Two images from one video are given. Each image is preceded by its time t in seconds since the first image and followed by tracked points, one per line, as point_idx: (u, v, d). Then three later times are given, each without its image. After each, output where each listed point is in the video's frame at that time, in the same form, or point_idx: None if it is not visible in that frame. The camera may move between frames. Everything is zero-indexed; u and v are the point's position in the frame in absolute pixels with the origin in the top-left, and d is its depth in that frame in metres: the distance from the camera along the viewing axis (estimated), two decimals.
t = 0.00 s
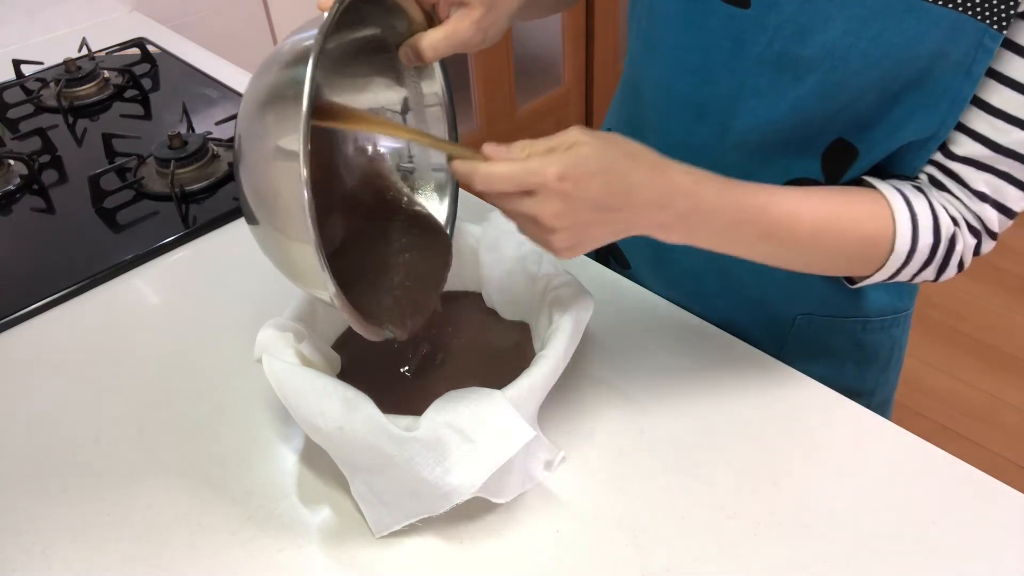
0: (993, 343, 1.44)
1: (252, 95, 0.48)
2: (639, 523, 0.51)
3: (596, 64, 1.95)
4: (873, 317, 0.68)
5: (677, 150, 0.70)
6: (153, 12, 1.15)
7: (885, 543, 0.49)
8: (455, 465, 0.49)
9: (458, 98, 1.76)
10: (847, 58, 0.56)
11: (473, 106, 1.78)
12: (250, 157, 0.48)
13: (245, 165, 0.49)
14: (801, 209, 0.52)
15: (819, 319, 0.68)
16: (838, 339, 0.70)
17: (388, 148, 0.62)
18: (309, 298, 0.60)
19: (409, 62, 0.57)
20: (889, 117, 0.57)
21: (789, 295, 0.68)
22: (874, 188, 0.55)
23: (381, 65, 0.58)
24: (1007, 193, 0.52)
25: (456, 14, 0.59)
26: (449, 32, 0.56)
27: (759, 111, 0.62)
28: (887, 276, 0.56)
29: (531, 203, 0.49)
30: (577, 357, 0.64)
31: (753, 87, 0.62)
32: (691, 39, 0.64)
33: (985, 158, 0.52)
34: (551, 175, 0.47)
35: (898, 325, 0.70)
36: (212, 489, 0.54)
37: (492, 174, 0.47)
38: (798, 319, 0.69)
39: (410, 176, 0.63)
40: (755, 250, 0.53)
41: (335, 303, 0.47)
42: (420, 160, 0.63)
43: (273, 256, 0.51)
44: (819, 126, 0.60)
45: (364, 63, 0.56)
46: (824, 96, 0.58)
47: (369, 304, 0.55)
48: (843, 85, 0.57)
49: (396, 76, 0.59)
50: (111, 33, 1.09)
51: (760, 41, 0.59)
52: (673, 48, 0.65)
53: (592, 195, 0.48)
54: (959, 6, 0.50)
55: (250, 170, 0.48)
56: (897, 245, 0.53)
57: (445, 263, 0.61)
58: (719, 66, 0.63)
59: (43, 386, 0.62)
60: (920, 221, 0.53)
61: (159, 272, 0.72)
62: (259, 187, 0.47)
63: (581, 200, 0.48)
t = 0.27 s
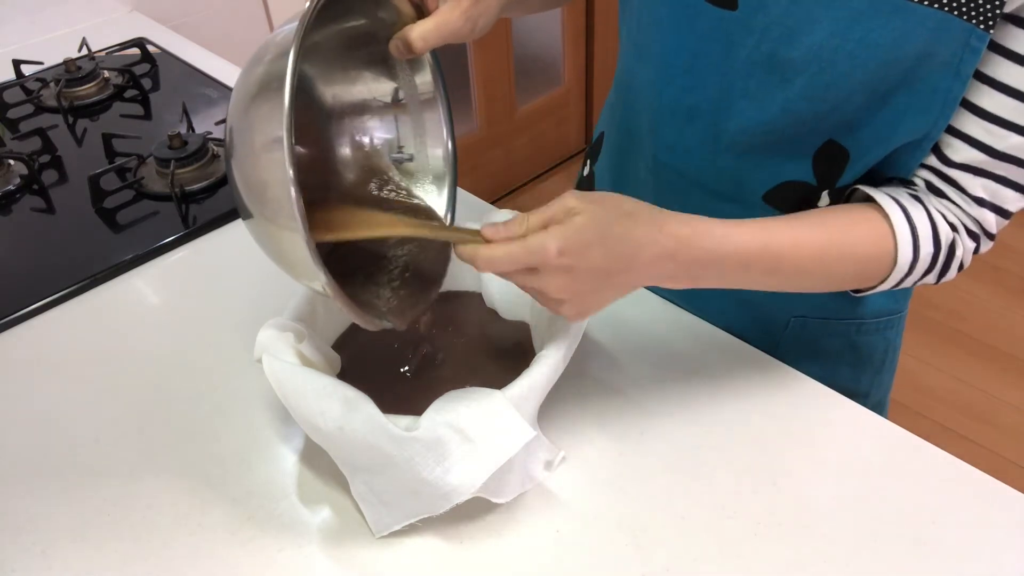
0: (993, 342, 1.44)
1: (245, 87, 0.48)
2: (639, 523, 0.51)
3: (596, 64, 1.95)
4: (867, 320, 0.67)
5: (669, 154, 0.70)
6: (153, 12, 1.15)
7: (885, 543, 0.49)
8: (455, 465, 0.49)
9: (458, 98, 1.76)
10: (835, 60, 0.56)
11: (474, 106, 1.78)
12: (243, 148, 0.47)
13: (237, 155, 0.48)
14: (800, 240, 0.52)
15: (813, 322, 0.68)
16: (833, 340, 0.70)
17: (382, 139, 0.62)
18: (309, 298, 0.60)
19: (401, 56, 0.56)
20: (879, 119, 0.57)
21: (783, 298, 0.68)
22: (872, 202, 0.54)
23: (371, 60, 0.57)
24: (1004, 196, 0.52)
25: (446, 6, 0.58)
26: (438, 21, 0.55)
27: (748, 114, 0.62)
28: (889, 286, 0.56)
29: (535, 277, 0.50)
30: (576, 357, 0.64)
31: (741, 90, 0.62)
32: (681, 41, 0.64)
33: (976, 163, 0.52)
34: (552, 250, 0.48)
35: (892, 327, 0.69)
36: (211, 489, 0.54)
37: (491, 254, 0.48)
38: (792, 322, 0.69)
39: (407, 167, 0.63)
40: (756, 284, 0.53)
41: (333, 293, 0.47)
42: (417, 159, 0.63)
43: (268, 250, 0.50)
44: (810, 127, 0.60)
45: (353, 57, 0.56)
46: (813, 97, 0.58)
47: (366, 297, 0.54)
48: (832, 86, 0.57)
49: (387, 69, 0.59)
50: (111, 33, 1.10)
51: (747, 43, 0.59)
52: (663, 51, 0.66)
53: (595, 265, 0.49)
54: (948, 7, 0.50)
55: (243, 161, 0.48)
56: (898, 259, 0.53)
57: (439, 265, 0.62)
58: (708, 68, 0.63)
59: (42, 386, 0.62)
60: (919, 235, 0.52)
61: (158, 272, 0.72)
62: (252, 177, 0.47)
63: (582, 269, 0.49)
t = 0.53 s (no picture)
0: (993, 342, 1.44)
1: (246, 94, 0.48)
2: (639, 523, 0.51)
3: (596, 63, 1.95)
4: (862, 320, 0.68)
5: (659, 157, 0.70)
6: (153, 12, 1.15)
7: (884, 543, 0.49)
8: (455, 465, 0.49)
9: (458, 98, 1.76)
10: (822, 61, 0.56)
11: (473, 106, 1.78)
12: (245, 158, 0.47)
13: (238, 164, 0.48)
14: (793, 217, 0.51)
15: (809, 325, 0.68)
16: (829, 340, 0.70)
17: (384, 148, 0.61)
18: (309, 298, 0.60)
19: (395, 66, 0.56)
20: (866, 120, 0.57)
21: (779, 301, 0.68)
22: (862, 192, 0.55)
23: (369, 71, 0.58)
24: (990, 195, 0.53)
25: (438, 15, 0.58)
26: (431, 31, 0.55)
27: (738, 117, 0.62)
28: (875, 278, 0.56)
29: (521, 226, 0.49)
30: (576, 357, 0.64)
31: (729, 92, 0.62)
32: (668, 45, 0.64)
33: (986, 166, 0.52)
34: (540, 199, 0.46)
35: (888, 327, 0.69)
36: (212, 489, 0.54)
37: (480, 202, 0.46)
38: (788, 325, 0.69)
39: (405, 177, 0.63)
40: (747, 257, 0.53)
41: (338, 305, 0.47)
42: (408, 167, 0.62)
43: (268, 260, 0.50)
44: (800, 128, 0.60)
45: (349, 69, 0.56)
46: (802, 99, 0.58)
47: (369, 306, 0.55)
48: (820, 88, 0.57)
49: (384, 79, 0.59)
50: (111, 32, 1.09)
51: (735, 46, 0.59)
52: (651, 54, 0.66)
53: (583, 217, 0.47)
54: (933, 8, 0.50)
55: (244, 170, 0.47)
56: (884, 248, 0.53)
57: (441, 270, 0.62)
58: (697, 71, 0.63)
59: (43, 386, 0.62)
60: (906, 227, 0.53)
61: (158, 272, 0.72)
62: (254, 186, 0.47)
63: (571, 220, 0.48)
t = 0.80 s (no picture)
0: (992, 342, 1.44)
1: (236, 92, 0.48)
2: (639, 522, 0.51)
3: (596, 64, 1.95)
4: (861, 320, 0.68)
5: (657, 159, 0.70)
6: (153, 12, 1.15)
7: (885, 543, 0.49)
8: (455, 465, 0.49)
9: (458, 97, 1.76)
10: (819, 62, 0.56)
11: (473, 106, 1.78)
12: (235, 156, 0.47)
13: (229, 163, 0.48)
14: (809, 230, 0.50)
15: (808, 324, 0.69)
16: (827, 339, 0.70)
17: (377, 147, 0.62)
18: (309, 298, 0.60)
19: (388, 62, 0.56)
20: (863, 119, 0.57)
21: (777, 301, 0.68)
22: (876, 195, 0.54)
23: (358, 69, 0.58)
24: (1005, 191, 0.52)
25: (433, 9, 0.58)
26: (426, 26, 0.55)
27: (736, 119, 0.62)
28: (894, 278, 0.55)
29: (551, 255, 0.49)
30: (576, 357, 0.64)
31: (726, 93, 0.62)
32: (664, 46, 0.64)
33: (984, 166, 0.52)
34: (565, 228, 0.47)
35: (888, 327, 0.69)
36: (212, 489, 0.54)
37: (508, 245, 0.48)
38: (787, 325, 0.70)
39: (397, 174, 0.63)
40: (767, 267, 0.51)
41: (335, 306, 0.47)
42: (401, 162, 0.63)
43: (261, 260, 0.50)
44: (796, 127, 0.60)
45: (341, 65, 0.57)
46: (799, 99, 0.58)
47: (361, 304, 0.55)
48: (817, 88, 0.57)
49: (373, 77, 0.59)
50: (111, 32, 1.09)
51: (731, 47, 0.59)
52: (646, 56, 0.66)
53: (602, 241, 0.48)
54: (930, 7, 0.50)
55: (235, 170, 0.47)
56: (903, 252, 0.52)
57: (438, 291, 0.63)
58: (694, 72, 0.63)
59: (43, 386, 0.62)
60: (924, 229, 0.52)
61: (158, 272, 0.72)
62: (245, 184, 0.47)
63: (595, 245, 0.48)
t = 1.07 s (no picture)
0: (992, 342, 1.44)
1: (260, 97, 0.49)
2: (639, 522, 0.51)
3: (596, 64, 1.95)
4: (862, 321, 0.68)
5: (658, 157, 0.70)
6: (153, 12, 1.15)
7: (886, 543, 0.49)
8: (455, 465, 0.49)
9: (458, 98, 1.76)
10: (822, 62, 0.56)
11: (473, 106, 1.77)
12: (256, 162, 0.48)
13: (250, 167, 0.49)
14: (811, 193, 0.52)
15: (809, 324, 0.69)
16: (828, 340, 0.70)
17: (388, 153, 0.63)
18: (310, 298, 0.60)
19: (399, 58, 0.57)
20: (866, 119, 0.57)
21: (778, 301, 0.68)
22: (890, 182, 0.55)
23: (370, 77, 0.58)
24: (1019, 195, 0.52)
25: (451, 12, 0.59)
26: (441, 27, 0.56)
27: (738, 118, 0.63)
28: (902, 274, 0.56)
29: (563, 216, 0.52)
30: (577, 357, 0.64)
31: (728, 92, 0.62)
32: (666, 46, 0.64)
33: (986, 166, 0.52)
34: (573, 181, 0.50)
35: (889, 329, 0.69)
36: (211, 489, 0.54)
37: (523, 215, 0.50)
38: (788, 325, 0.69)
39: (401, 180, 0.64)
40: (768, 234, 0.53)
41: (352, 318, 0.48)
42: (404, 167, 0.64)
43: (276, 263, 0.51)
44: (798, 127, 0.60)
45: (356, 76, 0.57)
46: (801, 99, 0.58)
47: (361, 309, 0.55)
48: (818, 89, 0.57)
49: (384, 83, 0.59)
50: (111, 32, 1.09)
51: (734, 47, 0.60)
52: (650, 56, 0.66)
53: (612, 186, 0.50)
54: (933, 9, 0.50)
55: (270, 183, 0.47)
56: (907, 239, 0.53)
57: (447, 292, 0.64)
58: (697, 71, 0.63)
59: (43, 386, 0.62)
60: (931, 218, 0.53)
61: (159, 272, 0.72)
62: (264, 191, 0.48)
63: (607, 192, 0.50)
